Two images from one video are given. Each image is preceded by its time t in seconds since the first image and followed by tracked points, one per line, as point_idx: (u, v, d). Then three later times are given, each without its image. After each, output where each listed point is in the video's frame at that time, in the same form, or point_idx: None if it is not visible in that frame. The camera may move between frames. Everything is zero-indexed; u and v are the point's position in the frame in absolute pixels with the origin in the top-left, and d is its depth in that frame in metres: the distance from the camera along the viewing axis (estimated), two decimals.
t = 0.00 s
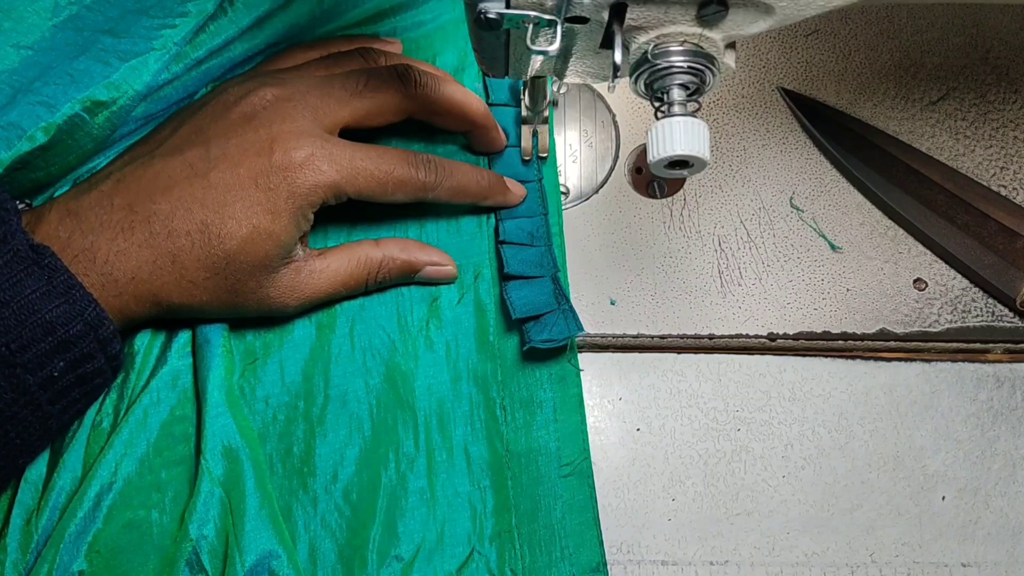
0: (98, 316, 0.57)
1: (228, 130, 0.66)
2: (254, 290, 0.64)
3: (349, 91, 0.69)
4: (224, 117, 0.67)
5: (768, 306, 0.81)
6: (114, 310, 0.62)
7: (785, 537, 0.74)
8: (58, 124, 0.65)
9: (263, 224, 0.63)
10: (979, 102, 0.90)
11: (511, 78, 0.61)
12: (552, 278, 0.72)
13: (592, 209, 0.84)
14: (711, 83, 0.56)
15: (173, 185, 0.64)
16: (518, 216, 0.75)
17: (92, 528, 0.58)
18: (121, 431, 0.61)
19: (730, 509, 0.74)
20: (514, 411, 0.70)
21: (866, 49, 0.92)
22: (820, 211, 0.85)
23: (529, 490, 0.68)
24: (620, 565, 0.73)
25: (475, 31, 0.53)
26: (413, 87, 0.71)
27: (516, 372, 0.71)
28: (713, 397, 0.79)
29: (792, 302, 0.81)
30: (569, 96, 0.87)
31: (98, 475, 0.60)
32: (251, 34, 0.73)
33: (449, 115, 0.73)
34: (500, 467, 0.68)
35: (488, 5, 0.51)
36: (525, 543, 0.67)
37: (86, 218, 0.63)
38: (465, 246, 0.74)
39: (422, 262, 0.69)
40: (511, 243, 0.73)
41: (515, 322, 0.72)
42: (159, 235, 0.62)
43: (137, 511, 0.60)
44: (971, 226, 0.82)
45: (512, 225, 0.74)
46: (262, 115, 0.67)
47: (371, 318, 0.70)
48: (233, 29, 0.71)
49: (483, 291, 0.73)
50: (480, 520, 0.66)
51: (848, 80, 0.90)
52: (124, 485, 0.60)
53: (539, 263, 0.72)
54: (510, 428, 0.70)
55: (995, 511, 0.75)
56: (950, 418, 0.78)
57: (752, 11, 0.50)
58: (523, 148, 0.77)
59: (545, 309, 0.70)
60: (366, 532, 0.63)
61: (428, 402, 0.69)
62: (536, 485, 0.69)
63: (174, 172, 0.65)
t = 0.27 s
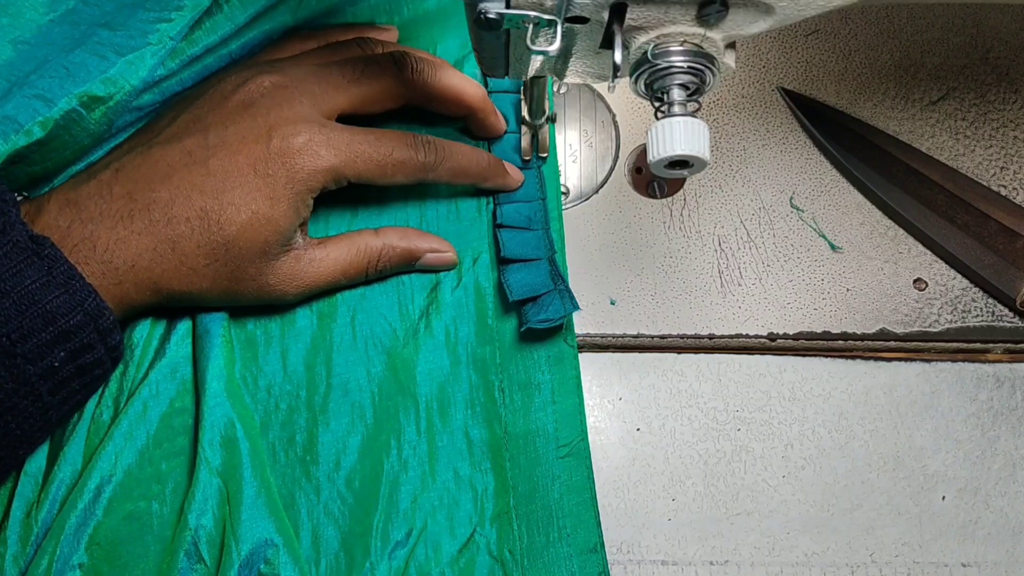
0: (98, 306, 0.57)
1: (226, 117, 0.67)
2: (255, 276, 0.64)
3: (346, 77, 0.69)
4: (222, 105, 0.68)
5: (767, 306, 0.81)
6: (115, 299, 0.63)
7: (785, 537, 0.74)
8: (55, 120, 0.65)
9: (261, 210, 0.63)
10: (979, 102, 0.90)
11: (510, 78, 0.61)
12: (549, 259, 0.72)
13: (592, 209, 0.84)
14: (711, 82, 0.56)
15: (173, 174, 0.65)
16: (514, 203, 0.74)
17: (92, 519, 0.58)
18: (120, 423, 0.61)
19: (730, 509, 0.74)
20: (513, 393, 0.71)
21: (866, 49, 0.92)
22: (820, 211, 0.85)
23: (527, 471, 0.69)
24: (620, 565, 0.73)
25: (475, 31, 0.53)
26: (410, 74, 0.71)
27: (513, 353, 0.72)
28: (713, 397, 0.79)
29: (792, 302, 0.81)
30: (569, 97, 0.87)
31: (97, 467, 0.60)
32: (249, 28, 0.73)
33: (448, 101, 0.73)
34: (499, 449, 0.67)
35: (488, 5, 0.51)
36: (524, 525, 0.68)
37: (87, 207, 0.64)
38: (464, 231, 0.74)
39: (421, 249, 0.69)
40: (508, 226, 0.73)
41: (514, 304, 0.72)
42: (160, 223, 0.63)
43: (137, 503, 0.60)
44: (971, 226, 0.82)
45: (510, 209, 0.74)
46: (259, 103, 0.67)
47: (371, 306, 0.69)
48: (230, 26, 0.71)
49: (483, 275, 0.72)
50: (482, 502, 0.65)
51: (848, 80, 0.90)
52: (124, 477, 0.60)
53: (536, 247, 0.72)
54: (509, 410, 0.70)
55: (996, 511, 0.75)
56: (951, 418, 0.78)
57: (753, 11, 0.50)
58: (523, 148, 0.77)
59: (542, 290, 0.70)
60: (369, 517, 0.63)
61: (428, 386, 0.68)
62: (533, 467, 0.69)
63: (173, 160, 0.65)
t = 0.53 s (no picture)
0: (110, 317, 0.58)
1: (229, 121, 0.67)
2: (260, 279, 0.64)
3: (347, 77, 0.69)
4: (224, 110, 0.67)
5: (767, 306, 0.81)
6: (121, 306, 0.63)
7: (785, 537, 0.74)
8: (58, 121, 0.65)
9: (267, 213, 0.63)
10: (979, 102, 0.90)
11: (511, 78, 0.61)
12: (545, 253, 0.71)
13: (592, 209, 0.84)
14: (711, 82, 0.56)
15: (178, 181, 0.65)
16: (515, 197, 0.74)
17: (91, 523, 0.58)
18: (120, 425, 0.61)
19: (730, 509, 0.74)
20: (514, 389, 0.71)
21: (866, 49, 0.92)
22: (820, 211, 0.85)
23: (530, 469, 0.70)
24: (620, 565, 0.73)
25: (475, 31, 0.53)
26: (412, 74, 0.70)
27: (513, 348, 0.72)
28: (713, 397, 0.79)
29: (792, 303, 0.81)
30: (569, 97, 0.87)
31: (97, 469, 0.60)
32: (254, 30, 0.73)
33: (450, 101, 0.72)
34: (501, 445, 0.69)
35: (488, 5, 0.51)
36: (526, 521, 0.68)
37: (92, 215, 0.64)
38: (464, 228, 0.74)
39: (425, 246, 0.68)
40: (506, 222, 0.73)
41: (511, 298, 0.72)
42: (166, 229, 0.63)
43: (138, 505, 0.60)
44: (971, 226, 0.82)
45: (508, 205, 0.73)
46: (261, 106, 0.67)
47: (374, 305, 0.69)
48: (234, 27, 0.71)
49: (483, 271, 0.73)
50: (482, 496, 0.68)
51: (848, 80, 0.90)
52: (124, 479, 0.60)
53: (534, 241, 0.72)
54: (510, 406, 0.70)
55: (996, 511, 0.75)
56: (951, 418, 0.78)
57: (753, 12, 0.50)
58: (523, 148, 0.75)
59: (536, 284, 0.70)
60: (374, 514, 0.64)
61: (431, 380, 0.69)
62: (535, 463, 0.70)
63: (178, 167, 0.65)
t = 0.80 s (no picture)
0: (117, 332, 0.58)
1: (230, 133, 0.66)
2: (260, 295, 0.64)
3: (350, 92, 0.69)
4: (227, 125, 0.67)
5: (767, 306, 0.81)
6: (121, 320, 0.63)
7: (785, 537, 0.74)
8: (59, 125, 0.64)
9: (267, 229, 0.63)
10: (979, 102, 0.90)
11: (511, 78, 0.61)
12: (539, 274, 0.71)
13: (592, 209, 0.84)
14: (711, 83, 0.56)
15: (180, 194, 0.64)
16: (511, 216, 0.74)
17: (93, 533, 0.59)
18: (123, 438, 0.62)
19: (730, 509, 0.74)
20: (512, 408, 0.71)
21: (866, 49, 0.92)
22: (820, 211, 0.85)
23: (527, 488, 0.69)
24: (620, 565, 0.73)
25: (475, 31, 0.53)
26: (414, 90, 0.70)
27: (509, 367, 0.72)
28: (713, 397, 0.79)
29: (792, 302, 0.81)
30: (569, 96, 0.87)
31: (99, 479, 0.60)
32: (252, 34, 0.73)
33: (451, 116, 0.72)
34: (497, 465, 0.69)
35: (488, 5, 0.51)
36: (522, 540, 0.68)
37: (94, 227, 0.64)
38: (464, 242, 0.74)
39: (429, 262, 0.68)
40: (502, 240, 0.72)
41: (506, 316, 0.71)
42: (168, 245, 0.63)
43: (138, 517, 0.60)
44: (971, 226, 0.82)
45: (506, 222, 0.73)
46: (261, 119, 0.66)
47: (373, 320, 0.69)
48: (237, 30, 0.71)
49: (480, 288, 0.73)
50: (479, 515, 0.67)
51: (848, 80, 0.90)
52: (125, 490, 0.60)
53: (529, 260, 0.71)
54: (507, 424, 0.70)
55: (995, 511, 0.75)
56: (951, 418, 0.78)
57: (753, 11, 0.50)
58: (523, 148, 0.77)
59: (529, 305, 0.69)
60: (370, 530, 0.63)
61: (428, 396, 0.68)
62: (532, 484, 0.69)
63: (181, 180, 0.65)
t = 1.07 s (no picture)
0: (120, 349, 0.57)
1: (236, 157, 0.65)
2: (267, 312, 0.64)
3: (357, 107, 0.68)
4: (235, 147, 0.66)
5: (768, 306, 0.81)
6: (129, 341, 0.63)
7: (785, 537, 0.74)
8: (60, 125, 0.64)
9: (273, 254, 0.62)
10: (979, 102, 0.90)
11: (511, 78, 0.61)
12: (540, 263, 0.71)
13: (592, 209, 0.84)
14: (711, 83, 0.56)
15: (186, 217, 0.63)
16: (511, 207, 0.73)
17: (94, 539, 0.59)
18: (124, 441, 0.62)
19: (730, 509, 0.75)
20: (512, 398, 0.70)
21: (866, 49, 0.92)
22: (820, 211, 0.85)
23: (527, 477, 0.68)
24: (620, 565, 0.73)
25: (475, 31, 0.53)
26: (418, 103, 0.70)
27: (510, 358, 0.71)
28: (713, 397, 0.79)
29: (792, 303, 0.81)
30: (569, 96, 0.87)
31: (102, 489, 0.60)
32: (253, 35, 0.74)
33: (455, 124, 0.72)
34: (499, 454, 0.68)
35: (488, 5, 0.51)
36: (522, 529, 0.67)
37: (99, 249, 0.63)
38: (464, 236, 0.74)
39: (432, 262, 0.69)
40: (502, 231, 0.72)
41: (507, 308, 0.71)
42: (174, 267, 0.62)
43: (140, 523, 0.60)
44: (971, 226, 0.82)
45: (506, 215, 0.73)
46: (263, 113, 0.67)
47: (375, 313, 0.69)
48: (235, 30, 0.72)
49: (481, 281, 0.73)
50: (479, 505, 0.66)
51: (848, 80, 0.90)
52: (126, 496, 0.61)
53: (529, 250, 0.71)
54: (508, 414, 0.69)
55: (996, 511, 0.75)
56: (951, 418, 0.78)
57: (753, 12, 0.50)
58: (523, 147, 0.76)
59: (531, 295, 0.69)
60: (371, 522, 0.63)
61: (427, 388, 0.69)
62: (533, 473, 0.69)
63: (185, 202, 0.64)
